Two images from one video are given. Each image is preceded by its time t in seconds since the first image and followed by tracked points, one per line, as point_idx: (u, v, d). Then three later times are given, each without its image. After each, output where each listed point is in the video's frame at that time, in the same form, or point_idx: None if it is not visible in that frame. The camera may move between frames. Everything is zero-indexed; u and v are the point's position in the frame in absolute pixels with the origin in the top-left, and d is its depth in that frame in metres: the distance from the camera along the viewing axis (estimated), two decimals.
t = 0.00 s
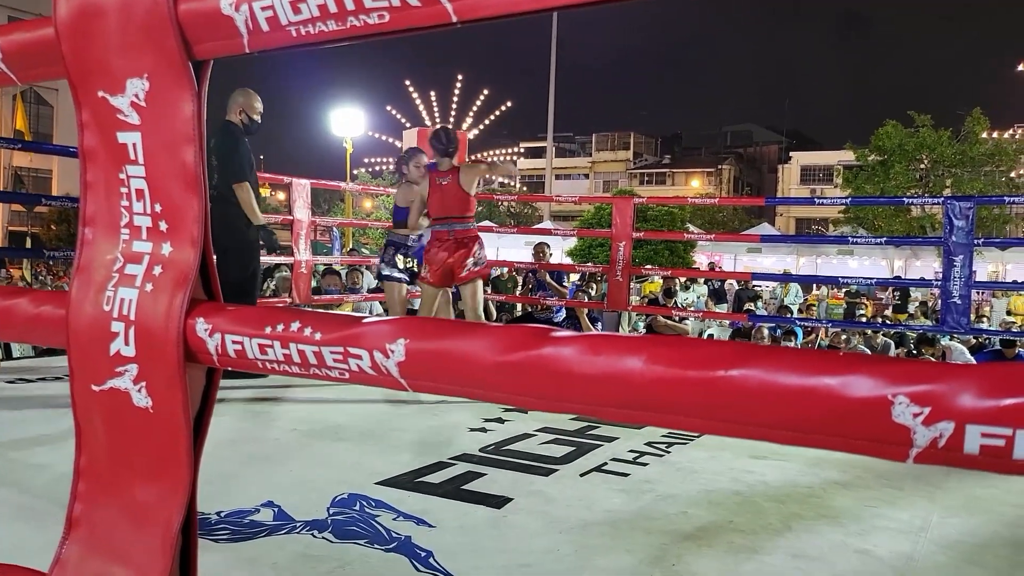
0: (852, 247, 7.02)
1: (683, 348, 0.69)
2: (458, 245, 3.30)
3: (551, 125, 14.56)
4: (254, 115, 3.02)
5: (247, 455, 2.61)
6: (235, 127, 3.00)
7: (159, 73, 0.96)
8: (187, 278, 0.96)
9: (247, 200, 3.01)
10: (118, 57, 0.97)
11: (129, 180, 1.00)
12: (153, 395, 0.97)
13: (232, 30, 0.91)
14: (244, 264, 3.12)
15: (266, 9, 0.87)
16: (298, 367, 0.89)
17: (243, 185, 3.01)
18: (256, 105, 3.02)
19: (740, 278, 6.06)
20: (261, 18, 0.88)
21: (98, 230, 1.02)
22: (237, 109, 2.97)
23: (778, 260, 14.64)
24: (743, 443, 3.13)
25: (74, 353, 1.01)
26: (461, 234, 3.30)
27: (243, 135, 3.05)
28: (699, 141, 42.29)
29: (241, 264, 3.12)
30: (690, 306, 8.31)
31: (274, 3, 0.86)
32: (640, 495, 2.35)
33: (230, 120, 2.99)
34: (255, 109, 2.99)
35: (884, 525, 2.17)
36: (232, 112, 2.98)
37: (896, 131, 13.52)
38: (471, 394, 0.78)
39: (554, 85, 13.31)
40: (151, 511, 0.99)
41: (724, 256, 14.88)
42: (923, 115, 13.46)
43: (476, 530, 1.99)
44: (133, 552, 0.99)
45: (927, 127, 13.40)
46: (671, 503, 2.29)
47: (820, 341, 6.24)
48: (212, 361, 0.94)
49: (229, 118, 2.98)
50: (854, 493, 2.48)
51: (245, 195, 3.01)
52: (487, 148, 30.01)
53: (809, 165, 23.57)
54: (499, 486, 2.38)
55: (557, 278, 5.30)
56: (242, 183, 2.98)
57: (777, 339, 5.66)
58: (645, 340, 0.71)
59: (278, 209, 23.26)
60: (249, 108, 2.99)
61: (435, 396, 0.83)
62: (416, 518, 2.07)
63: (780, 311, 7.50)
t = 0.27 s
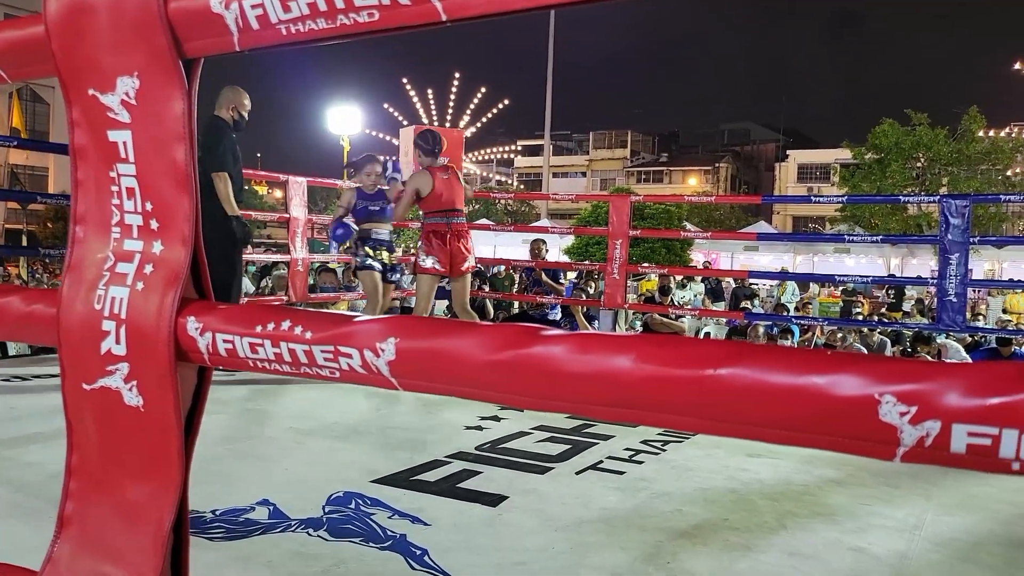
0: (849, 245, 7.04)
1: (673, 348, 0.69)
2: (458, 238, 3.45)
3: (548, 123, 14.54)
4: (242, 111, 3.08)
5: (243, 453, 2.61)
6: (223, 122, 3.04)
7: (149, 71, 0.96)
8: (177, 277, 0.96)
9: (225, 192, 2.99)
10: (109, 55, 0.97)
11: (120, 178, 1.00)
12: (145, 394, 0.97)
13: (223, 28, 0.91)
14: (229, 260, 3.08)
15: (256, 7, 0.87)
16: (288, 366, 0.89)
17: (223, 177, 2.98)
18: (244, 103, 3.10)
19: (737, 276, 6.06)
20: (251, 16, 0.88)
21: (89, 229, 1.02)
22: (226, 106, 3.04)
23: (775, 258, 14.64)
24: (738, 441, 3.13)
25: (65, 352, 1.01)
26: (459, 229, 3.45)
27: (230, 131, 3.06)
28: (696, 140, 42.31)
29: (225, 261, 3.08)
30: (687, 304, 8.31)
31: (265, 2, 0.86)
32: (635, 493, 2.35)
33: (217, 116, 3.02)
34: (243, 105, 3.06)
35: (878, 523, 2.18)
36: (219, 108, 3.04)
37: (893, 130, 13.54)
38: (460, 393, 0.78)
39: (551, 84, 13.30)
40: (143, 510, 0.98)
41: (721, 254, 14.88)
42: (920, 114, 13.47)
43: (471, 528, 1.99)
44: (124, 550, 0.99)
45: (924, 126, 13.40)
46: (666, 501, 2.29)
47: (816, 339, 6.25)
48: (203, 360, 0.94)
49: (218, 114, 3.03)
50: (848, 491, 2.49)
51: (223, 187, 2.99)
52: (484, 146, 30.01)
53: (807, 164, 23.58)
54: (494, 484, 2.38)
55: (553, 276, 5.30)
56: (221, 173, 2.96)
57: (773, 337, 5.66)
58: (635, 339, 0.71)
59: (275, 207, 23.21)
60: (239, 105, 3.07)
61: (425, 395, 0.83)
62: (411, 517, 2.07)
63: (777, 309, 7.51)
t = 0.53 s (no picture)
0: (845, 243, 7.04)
1: (663, 348, 0.69)
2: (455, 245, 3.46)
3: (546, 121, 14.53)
4: (227, 116, 2.97)
5: (239, 451, 2.61)
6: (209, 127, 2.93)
7: (140, 70, 0.95)
8: (169, 277, 0.96)
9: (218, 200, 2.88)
10: (99, 55, 0.97)
11: (111, 178, 1.00)
12: (137, 394, 0.97)
13: (213, 28, 0.91)
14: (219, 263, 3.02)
15: (246, 6, 0.87)
16: (280, 366, 0.89)
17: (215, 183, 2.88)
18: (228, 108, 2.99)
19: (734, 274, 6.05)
20: (241, 15, 0.88)
21: (81, 229, 1.02)
22: (211, 112, 2.92)
23: (772, 256, 14.64)
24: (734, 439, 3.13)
25: (57, 351, 1.01)
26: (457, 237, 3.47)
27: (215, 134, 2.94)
28: (694, 138, 42.28)
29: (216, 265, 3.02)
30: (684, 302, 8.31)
31: (255, 1, 0.86)
32: (631, 491, 2.35)
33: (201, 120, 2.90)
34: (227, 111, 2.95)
35: (874, 521, 2.18)
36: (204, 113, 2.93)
37: (890, 128, 13.53)
38: (452, 393, 0.78)
39: (549, 81, 13.28)
40: (134, 511, 0.98)
41: (718, 252, 14.88)
42: (917, 111, 13.47)
43: (467, 527, 1.99)
44: (116, 551, 0.99)
45: (922, 124, 13.40)
46: (662, 499, 2.29)
47: (813, 337, 6.25)
48: (195, 360, 0.94)
49: (204, 119, 2.91)
50: (844, 489, 2.49)
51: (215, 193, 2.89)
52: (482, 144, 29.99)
53: (804, 162, 23.57)
54: (491, 483, 2.38)
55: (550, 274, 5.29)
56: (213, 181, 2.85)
57: (769, 335, 5.65)
58: (626, 340, 0.71)
59: (272, 205, 23.16)
60: (222, 110, 2.95)
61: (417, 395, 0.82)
62: (407, 515, 2.07)
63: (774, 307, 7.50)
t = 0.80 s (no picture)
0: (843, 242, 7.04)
1: (657, 353, 0.69)
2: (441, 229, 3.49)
3: (544, 120, 14.53)
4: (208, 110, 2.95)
5: (237, 452, 2.60)
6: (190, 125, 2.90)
7: (135, 73, 0.95)
8: (164, 280, 0.96)
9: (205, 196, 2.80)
10: (95, 57, 0.97)
11: (107, 181, 1.00)
12: (133, 397, 0.97)
13: (208, 31, 0.91)
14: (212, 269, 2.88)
15: (241, 10, 0.87)
16: (275, 369, 0.89)
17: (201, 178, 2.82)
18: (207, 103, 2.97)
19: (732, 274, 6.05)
20: (236, 20, 0.88)
21: (76, 231, 1.02)
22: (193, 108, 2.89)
23: (770, 256, 14.64)
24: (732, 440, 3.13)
25: (53, 354, 1.01)
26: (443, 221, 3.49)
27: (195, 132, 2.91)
28: (692, 137, 42.27)
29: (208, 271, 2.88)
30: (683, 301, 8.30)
31: (250, 5, 0.86)
32: (629, 492, 2.36)
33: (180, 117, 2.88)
34: (208, 103, 2.93)
35: (871, 521, 2.18)
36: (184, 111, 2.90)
37: (888, 127, 13.54)
38: (446, 396, 0.78)
39: (546, 81, 13.28)
40: (130, 513, 0.98)
41: (716, 251, 14.87)
42: (915, 111, 13.47)
43: (464, 528, 1.99)
44: (112, 553, 0.99)
45: (920, 123, 13.41)
46: (660, 499, 2.30)
47: (812, 337, 6.25)
48: (190, 363, 0.94)
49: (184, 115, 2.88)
50: (841, 489, 2.49)
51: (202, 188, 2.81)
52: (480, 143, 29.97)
53: (802, 161, 23.58)
54: (488, 483, 2.38)
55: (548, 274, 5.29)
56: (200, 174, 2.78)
57: (767, 335, 5.65)
58: (620, 344, 0.71)
59: (270, 204, 23.12)
60: (202, 104, 2.93)
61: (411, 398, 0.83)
62: (405, 516, 2.07)
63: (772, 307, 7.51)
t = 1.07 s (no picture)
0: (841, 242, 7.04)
1: (655, 356, 0.69)
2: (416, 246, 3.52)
3: (542, 120, 14.53)
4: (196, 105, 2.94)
5: (235, 452, 2.60)
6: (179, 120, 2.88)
7: (135, 75, 0.95)
8: (163, 282, 0.96)
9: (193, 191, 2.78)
10: (93, 58, 0.97)
11: (106, 183, 1.00)
12: (131, 398, 0.97)
13: (207, 34, 0.91)
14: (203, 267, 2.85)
15: (240, 12, 0.87)
16: (274, 371, 0.89)
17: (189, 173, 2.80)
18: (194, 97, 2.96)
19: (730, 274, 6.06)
20: (235, 22, 0.88)
21: (75, 232, 1.02)
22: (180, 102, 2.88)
23: (768, 255, 14.64)
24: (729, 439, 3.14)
25: (52, 355, 1.01)
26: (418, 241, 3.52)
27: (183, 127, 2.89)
28: (690, 136, 42.28)
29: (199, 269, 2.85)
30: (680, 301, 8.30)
31: (249, 7, 0.87)
32: (627, 492, 2.36)
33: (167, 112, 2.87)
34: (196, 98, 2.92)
35: (869, 521, 2.19)
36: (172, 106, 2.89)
37: (886, 127, 13.56)
38: (445, 398, 0.78)
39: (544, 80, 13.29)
40: (129, 515, 0.98)
41: (714, 250, 14.87)
42: (912, 110, 13.49)
43: (463, 528, 2.00)
44: (111, 555, 0.99)
45: (917, 123, 13.42)
46: (659, 499, 2.30)
47: (810, 336, 6.25)
48: (189, 365, 0.94)
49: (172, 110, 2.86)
50: (839, 489, 2.50)
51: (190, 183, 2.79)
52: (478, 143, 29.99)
53: (800, 161, 23.58)
54: (487, 483, 2.38)
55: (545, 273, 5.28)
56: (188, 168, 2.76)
57: (765, 334, 5.65)
58: (618, 347, 0.72)
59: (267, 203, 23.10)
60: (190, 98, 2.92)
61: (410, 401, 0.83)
62: (403, 516, 2.07)
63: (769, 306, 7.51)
